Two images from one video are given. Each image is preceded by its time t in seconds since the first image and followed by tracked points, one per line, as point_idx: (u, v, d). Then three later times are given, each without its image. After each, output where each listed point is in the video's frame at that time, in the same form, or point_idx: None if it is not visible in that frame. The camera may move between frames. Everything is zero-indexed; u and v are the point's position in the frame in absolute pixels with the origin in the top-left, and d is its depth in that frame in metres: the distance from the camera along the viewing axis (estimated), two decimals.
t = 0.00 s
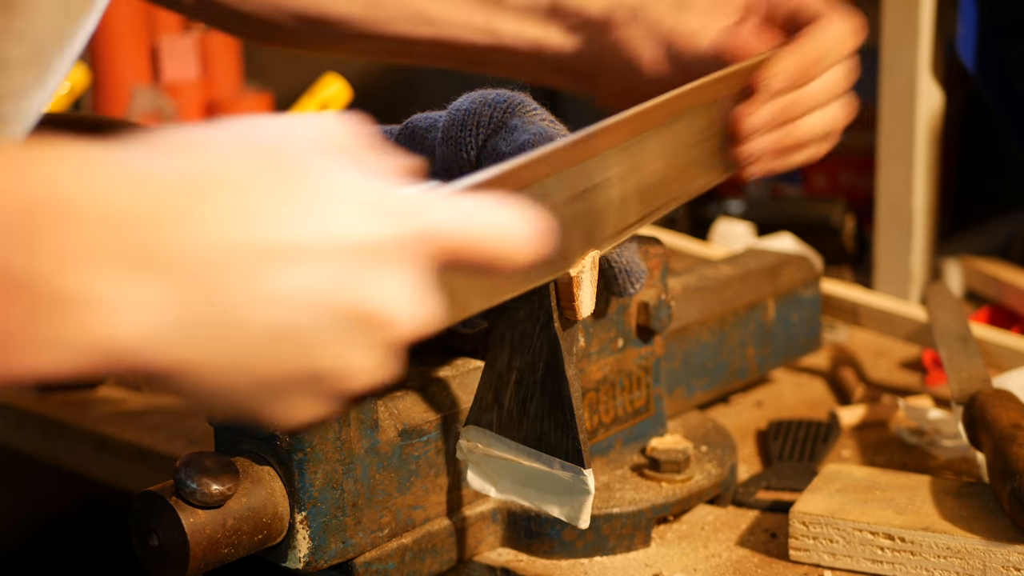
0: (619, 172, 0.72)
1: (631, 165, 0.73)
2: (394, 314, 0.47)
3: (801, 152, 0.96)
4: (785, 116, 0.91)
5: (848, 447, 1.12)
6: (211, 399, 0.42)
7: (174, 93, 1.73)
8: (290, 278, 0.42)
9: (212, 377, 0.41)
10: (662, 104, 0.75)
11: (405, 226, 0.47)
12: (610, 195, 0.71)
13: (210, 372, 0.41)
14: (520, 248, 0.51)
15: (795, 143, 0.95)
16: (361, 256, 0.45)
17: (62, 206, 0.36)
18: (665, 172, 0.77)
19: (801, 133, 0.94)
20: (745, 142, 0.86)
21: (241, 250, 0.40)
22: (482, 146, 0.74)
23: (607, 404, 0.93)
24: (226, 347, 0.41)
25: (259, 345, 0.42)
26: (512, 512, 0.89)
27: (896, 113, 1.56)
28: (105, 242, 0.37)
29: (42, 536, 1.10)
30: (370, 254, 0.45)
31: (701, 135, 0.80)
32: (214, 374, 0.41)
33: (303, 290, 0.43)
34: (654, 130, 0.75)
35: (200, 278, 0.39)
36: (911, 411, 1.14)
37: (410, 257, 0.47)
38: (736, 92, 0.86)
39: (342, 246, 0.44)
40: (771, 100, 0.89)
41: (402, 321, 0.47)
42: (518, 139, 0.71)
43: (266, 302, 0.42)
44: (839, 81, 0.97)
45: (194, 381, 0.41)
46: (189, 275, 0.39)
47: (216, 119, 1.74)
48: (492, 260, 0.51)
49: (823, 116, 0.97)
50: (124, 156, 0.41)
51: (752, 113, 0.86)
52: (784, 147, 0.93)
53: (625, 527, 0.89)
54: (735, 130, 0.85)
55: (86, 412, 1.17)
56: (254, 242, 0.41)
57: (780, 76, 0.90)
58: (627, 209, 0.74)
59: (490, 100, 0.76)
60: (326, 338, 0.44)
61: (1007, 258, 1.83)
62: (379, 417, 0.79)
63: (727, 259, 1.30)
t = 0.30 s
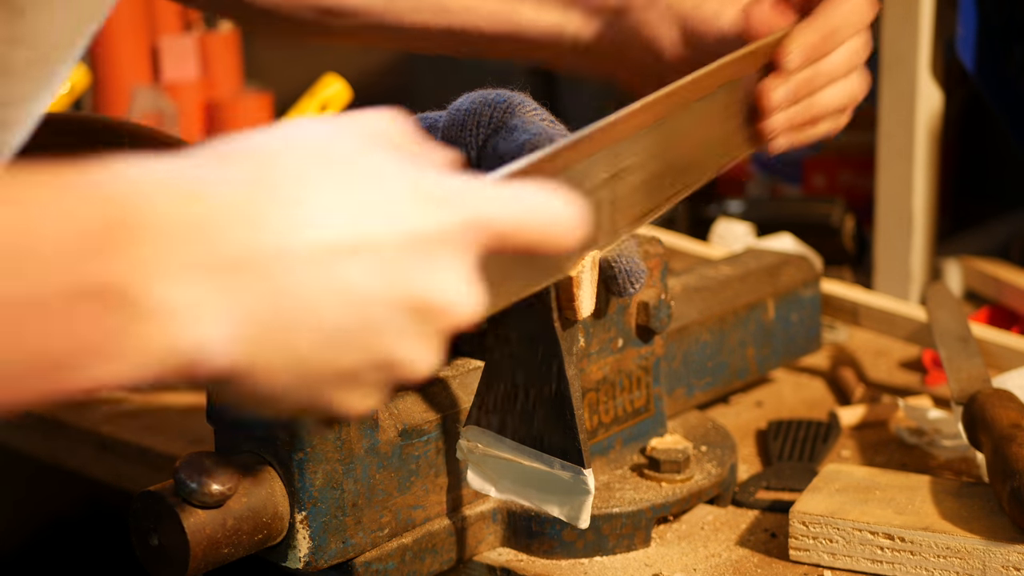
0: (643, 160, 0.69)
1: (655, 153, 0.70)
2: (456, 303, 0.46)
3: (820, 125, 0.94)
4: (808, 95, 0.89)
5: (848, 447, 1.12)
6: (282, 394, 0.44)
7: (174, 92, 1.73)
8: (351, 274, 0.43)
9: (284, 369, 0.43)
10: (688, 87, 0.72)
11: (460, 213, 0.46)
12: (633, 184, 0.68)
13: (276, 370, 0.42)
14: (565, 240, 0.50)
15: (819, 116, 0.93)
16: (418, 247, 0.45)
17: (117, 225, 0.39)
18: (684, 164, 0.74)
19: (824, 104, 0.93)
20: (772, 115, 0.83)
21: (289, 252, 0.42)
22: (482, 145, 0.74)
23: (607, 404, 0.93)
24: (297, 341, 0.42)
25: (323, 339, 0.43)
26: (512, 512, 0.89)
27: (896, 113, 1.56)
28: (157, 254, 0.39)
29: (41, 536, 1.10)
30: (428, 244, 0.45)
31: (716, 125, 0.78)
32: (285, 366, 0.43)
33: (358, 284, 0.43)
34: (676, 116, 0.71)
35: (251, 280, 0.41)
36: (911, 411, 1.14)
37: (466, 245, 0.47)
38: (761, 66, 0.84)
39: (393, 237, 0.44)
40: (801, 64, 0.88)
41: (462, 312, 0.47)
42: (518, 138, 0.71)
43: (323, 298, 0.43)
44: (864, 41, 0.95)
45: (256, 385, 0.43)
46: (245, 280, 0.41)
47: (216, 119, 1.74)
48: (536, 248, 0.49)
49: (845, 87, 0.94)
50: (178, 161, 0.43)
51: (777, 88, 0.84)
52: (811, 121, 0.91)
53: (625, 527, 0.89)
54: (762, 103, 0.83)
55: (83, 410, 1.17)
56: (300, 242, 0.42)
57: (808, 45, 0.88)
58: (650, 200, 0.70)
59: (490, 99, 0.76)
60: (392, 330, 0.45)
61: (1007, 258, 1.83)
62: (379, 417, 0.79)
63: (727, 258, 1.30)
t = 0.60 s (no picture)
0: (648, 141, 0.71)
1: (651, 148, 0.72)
2: (451, 305, 0.48)
3: (817, 114, 0.95)
4: (806, 82, 0.90)
5: (846, 446, 1.13)
6: (279, 400, 0.45)
7: (175, 93, 1.74)
8: (347, 276, 0.45)
9: (275, 381, 0.44)
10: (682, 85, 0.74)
11: (454, 214, 0.48)
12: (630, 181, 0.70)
13: (281, 372, 0.44)
14: (562, 233, 0.51)
15: (817, 104, 0.93)
16: (406, 249, 0.46)
17: (118, 231, 0.41)
18: (674, 162, 0.75)
19: (817, 94, 0.93)
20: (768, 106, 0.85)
21: (266, 261, 0.43)
22: (483, 147, 0.75)
23: (607, 404, 0.94)
24: (283, 352, 0.44)
25: (323, 347, 0.45)
26: (512, 512, 0.89)
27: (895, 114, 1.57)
28: (143, 266, 0.40)
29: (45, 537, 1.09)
30: (424, 246, 0.47)
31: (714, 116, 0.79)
32: (275, 380, 0.44)
33: (360, 286, 0.45)
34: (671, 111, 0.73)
35: (253, 289, 0.43)
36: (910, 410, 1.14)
37: (461, 246, 0.48)
38: (755, 54, 0.85)
39: (393, 241, 0.46)
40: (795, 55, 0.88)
41: (460, 310, 0.49)
42: (518, 140, 0.72)
43: (318, 301, 0.44)
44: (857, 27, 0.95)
45: (260, 389, 0.44)
46: (244, 286, 0.42)
47: (217, 120, 1.75)
48: (533, 245, 0.50)
49: (838, 77, 0.96)
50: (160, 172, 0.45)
51: (774, 76, 0.85)
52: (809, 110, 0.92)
53: (625, 526, 0.89)
54: (756, 93, 0.84)
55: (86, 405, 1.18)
56: (291, 244, 0.43)
57: (801, 34, 0.88)
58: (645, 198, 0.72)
59: (491, 100, 0.76)
60: (388, 333, 0.47)
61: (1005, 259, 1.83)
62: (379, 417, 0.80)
63: (726, 258, 1.31)
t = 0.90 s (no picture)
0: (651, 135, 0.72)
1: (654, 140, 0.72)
2: (396, 359, 0.45)
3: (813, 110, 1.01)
4: (802, 80, 0.95)
5: (847, 447, 1.12)
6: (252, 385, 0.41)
7: (174, 92, 1.73)
8: (330, 272, 0.42)
9: (256, 359, 0.41)
10: (680, 80, 0.74)
11: (442, 206, 0.45)
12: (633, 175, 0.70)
13: (266, 384, 0.41)
14: (558, 222, 0.48)
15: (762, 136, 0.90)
16: (397, 241, 0.44)
17: (91, 227, 0.37)
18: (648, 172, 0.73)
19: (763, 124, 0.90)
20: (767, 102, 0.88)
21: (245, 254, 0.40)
22: (482, 147, 0.74)
23: (607, 404, 0.94)
24: (267, 353, 0.41)
25: (302, 345, 0.42)
26: (511, 512, 0.89)
27: (895, 113, 1.57)
28: (120, 240, 0.38)
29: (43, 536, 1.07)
30: (371, 253, 0.43)
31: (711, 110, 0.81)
32: (257, 356, 0.41)
33: (342, 285, 0.43)
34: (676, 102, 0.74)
35: (234, 287, 0.40)
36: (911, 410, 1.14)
37: (451, 238, 0.45)
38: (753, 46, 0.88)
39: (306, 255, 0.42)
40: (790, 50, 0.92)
41: (448, 308, 0.45)
42: (517, 140, 0.72)
43: (302, 299, 0.42)
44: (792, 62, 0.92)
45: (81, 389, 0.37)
46: (213, 285, 0.40)
47: (216, 119, 1.74)
48: (520, 237, 0.47)
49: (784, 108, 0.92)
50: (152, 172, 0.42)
51: (770, 73, 0.88)
52: (806, 105, 0.98)
53: (625, 527, 0.89)
54: (754, 88, 0.87)
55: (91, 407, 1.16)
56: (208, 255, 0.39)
57: (798, 29, 0.91)
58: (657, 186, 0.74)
59: (490, 100, 0.76)
60: (370, 329, 0.44)
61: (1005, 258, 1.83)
62: (379, 417, 0.79)
63: (727, 258, 1.30)
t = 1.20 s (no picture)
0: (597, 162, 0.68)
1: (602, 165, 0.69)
2: (450, 341, 0.53)
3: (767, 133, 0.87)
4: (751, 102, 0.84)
5: (849, 447, 1.12)
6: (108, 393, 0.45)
7: (174, 92, 1.72)
8: (218, 293, 0.46)
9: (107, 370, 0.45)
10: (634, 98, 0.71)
11: (482, 187, 0.53)
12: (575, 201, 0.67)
13: (323, 367, 0.49)
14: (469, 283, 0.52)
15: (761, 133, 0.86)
16: (251, 276, 0.47)
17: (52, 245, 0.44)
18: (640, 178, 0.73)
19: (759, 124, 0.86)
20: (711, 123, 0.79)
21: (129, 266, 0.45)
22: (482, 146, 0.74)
23: (607, 404, 0.93)
24: (327, 332, 0.49)
25: (349, 331, 0.49)
26: (512, 513, 0.88)
27: (896, 113, 1.56)
28: (198, 250, 0.46)
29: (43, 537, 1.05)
30: (417, 235, 0.51)
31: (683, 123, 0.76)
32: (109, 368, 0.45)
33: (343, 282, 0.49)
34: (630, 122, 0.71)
35: (219, 288, 0.46)
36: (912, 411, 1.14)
37: (497, 217, 0.54)
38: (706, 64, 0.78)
39: (421, 217, 0.51)
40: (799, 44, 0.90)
41: (501, 285, 0.54)
42: (518, 139, 0.72)
43: (351, 278, 0.49)
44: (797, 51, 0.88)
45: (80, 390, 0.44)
46: (262, 276, 0.47)
47: (216, 119, 1.73)
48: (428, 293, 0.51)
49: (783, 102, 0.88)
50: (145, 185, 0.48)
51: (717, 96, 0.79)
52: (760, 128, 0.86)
53: (625, 528, 0.89)
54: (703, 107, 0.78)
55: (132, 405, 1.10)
56: (136, 257, 0.45)
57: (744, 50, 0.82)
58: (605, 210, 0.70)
59: (490, 100, 0.76)
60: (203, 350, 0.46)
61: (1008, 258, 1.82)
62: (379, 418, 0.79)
63: (727, 258, 1.29)
